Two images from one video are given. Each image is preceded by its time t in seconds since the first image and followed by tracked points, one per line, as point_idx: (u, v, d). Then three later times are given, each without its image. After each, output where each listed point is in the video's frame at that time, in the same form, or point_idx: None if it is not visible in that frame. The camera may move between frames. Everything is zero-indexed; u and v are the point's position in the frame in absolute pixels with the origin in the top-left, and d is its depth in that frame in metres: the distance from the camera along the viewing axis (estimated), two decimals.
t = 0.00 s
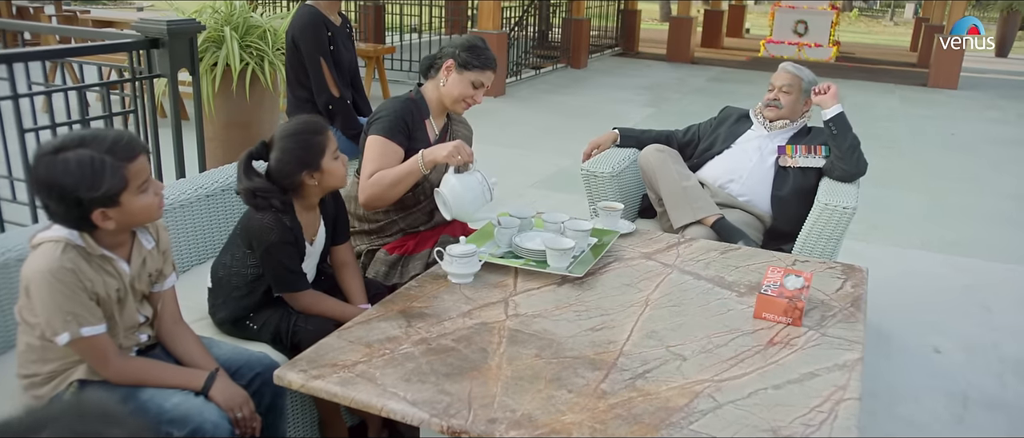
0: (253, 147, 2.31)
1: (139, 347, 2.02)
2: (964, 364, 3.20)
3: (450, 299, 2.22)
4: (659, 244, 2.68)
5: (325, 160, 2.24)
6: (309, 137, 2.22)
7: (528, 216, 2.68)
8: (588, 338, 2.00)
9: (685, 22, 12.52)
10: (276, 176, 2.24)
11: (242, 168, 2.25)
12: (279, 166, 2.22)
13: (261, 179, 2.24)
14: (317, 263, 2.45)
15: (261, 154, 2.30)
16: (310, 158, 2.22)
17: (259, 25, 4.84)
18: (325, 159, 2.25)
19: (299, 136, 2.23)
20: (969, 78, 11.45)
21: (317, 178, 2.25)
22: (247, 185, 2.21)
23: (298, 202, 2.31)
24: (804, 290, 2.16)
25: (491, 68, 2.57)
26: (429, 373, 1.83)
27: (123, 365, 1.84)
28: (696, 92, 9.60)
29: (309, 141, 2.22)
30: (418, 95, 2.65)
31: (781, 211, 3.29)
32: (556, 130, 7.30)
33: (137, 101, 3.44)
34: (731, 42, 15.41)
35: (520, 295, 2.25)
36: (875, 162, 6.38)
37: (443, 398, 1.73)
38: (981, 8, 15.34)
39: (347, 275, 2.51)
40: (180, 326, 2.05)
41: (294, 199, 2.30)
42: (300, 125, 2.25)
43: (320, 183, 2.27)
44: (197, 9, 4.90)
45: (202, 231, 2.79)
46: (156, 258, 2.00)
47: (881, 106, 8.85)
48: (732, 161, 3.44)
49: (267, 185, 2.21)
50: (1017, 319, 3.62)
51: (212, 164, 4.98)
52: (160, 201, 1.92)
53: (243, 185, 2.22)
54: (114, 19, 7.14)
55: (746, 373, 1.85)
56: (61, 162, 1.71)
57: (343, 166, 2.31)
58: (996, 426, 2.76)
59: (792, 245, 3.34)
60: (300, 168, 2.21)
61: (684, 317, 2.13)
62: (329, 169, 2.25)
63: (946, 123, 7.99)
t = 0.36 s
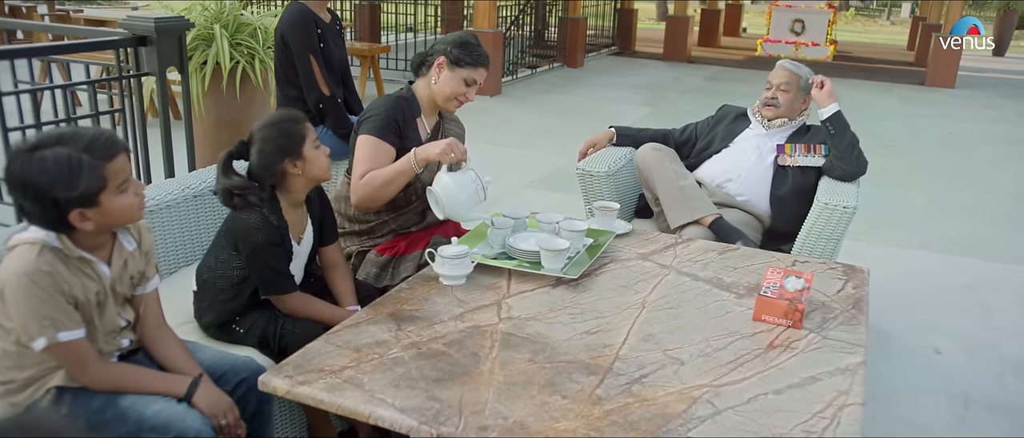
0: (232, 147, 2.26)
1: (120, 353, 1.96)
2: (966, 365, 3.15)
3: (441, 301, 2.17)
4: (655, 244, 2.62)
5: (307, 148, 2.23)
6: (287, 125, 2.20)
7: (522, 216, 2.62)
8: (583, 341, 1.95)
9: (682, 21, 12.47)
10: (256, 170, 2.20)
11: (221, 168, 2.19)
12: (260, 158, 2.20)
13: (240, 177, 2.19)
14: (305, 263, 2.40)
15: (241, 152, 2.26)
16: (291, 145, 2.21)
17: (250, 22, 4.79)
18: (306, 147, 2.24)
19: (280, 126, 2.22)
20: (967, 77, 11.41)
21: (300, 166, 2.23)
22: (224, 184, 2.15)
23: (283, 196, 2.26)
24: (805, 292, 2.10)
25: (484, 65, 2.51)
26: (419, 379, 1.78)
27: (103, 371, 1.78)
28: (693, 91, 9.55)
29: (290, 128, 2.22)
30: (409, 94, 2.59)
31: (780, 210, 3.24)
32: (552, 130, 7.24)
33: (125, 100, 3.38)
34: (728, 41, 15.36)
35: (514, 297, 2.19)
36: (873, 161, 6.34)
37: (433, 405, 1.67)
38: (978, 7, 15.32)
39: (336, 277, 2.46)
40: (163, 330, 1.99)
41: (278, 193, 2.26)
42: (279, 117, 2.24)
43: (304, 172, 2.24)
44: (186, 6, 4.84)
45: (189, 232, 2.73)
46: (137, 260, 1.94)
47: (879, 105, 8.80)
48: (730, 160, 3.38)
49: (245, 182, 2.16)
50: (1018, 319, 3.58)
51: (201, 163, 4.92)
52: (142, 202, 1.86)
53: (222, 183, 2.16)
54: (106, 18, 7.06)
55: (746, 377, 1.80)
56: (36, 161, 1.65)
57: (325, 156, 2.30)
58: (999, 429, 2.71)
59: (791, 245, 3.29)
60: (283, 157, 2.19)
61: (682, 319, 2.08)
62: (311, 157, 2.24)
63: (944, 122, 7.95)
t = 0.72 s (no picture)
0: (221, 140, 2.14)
1: (100, 357, 1.89)
2: (967, 367, 3.10)
3: (432, 303, 2.11)
4: (652, 244, 2.57)
5: (302, 146, 2.19)
6: (282, 120, 2.16)
7: (515, 215, 2.56)
8: (577, 345, 1.89)
9: (679, 20, 12.43)
10: (249, 164, 2.11)
11: (210, 163, 2.09)
12: (253, 152, 2.12)
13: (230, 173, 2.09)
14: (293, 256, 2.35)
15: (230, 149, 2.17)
16: (288, 139, 2.15)
17: (240, 19, 4.75)
18: (302, 143, 2.20)
19: (275, 121, 2.16)
20: (965, 76, 11.37)
21: (295, 163, 2.17)
22: (215, 178, 2.05)
23: (273, 190, 2.19)
24: (805, 293, 2.05)
25: (476, 60, 2.47)
26: (407, 384, 1.72)
27: (80, 377, 1.72)
28: (690, 90, 9.50)
29: (286, 122, 2.17)
30: (399, 91, 2.53)
31: (778, 209, 3.17)
32: (549, 129, 7.19)
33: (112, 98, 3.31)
34: (725, 40, 15.32)
35: (506, 299, 2.13)
36: (872, 160, 6.29)
37: (420, 411, 1.61)
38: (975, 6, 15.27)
39: (325, 274, 2.38)
40: (145, 333, 1.92)
41: (267, 188, 2.18)
42: (271, 112, 2.18)
43: (298, 169, 2.19)
44: (175, 3, 4.81)
45: (175, 232, 2.67)
46: (118, 260, 1.87)
47: (877, 104, 8.76)
48: (728, 158, 3.33)
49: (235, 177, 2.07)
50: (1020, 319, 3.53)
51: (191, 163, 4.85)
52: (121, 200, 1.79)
53: (211, 179, 2.06)
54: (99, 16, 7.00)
55: (745, 382, 1.74)
56: (8, 158, 1.59)
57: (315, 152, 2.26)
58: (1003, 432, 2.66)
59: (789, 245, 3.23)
60: (279, 151, 2.13)
61: (679, 321, 2.02)
62: (305, 153, 2.20)
63: (942, 121, 7.91)
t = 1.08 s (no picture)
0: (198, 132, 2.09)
1: (74, 362, 1.82)
2: (969, 368, 3.04)
3: (420, 305, 2.05)
4: (647, 244, 2.50)
5: (283, 141, 2.17)
6: (266, 115, 2.13)
7: (507, 215, 2.50)
8: (569, 348, 1.83)
9: (676, 19, 12.37)
10: (228, 160, 2.09)
11: (186, 157, 2.01)
12: (231, 147, 2.09)
13: (208, 169, 2.04)
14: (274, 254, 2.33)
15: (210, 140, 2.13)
16: (268, 135, 2.13)
17: (229, 15, 4.71)
18: (282, 140, 2.18)
19: (255, 115, 2.13)
20: (964, 75, 11.32)
21: (274, 160, 2.16)
22: (192, 173, 2.00)
23: (250, 187, 2.17)
24: (805, 294, 1.99)
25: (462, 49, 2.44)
26: (391, 389, 1.66)
27: (52, 381, 1.66)
28: (687, 88, 9.45)
29: (267, 118, 2.14)
30: (387, 88, 2.47)
31: (776, 208, 3.11)
32: (546, 128, 7.13)
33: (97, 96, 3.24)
34: (723, 38, 15.26)
35: (496, 300, 2.07)
36: (870, 159, 6.24)
37: (405, 418, 1.55)
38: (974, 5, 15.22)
39: (307, 270, 2.37)
40: (122, 337, 1.85)
41: (244, 184, 2.16)
42: (252, 106, 2.14)
43: (276, 166, 2.17)
44: None
45: (158, 232, 2.60)
46: (93, 262, 1.80)
47: (876, 103, 8.70)
48: (725, 156, 3.27)
49: (212, 174, 2.02)
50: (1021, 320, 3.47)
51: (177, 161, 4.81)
52: (95, 200, 1.73)
53: (189, 174, 2.00)
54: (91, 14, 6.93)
55: (742, 386, 1.68)
56: None
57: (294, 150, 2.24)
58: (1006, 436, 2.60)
59: (787, 245, 3.17)
60: (259, 148, 2.11)
61: (674, 324, 1.96)
62: (285, 150, 2.18)
63: (940, 120, 7.86)
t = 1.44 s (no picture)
0: (179, 130, 2.03)
1: (49, 365, 1.76)
2: (971, 370, 2.98)
3: (408, 306, 1.98)
4: (643, 244, 2.44)
5: (266, 143, 2.12)
6: (249, 116, 2.07)
7: (499, 213, 2.43)
8: (561, 351, 1.77)
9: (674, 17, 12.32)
10: (210, 161, 2.04)
11: (168, 156, 1.95)
12: (212, 147, 2.04)
13: (189, 168, 1.98)
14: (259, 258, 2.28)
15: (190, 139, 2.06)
16: (250, 137, 2.07)
17: (218, 11, 4.67)
18: (265, 142, 2.12)
19: (237, 116, 2.07)
20: (963, 74, 11.26)
21: (257, 163, 2.11)
22: (174, 174, 1.94)
23: (230, 189, 2.13)
24: (805, 295, 1.93)
25: (444, 36, 2.38)
26: (376, 395, 1.59)
27: (22, 385, 1.60)
28: (685, 87, 9.39)
29: (249, 119, 2.08)
30: (370, 83, 2.41)
31: (775, 207, 3.05)
32: (542, 126, 7.07)
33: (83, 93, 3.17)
34: (721, 38, 15.20)
35: (486, 302, 2.01)
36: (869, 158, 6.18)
37: (389, 425, 1.49)
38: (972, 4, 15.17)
39: (295, 273, 2.34)
40: (99, 340, 1.78)
41: (225, 186, 2.12)
42: (234, 105, 2.08)
43: (259, 168, 2.12)
44: None
45: (142, 232, 2.54)
46: (67, 262, 1.73)
47: (874, 102, 8.65)
48: (723, 154, 3.21)
49: (192, 176, 1.96)
50: None
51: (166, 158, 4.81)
52: (69, 199, 1.66)
53: (169, 173, 1.94)
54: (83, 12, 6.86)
55: (740, 391, 1.62)
56: None
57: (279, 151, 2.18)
58: None
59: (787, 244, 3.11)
60: (241, 150, 2.06)
61: (671, 326, 1.90)
62: (268, 153, 2.12)
63: (940, 119, 7.80)
